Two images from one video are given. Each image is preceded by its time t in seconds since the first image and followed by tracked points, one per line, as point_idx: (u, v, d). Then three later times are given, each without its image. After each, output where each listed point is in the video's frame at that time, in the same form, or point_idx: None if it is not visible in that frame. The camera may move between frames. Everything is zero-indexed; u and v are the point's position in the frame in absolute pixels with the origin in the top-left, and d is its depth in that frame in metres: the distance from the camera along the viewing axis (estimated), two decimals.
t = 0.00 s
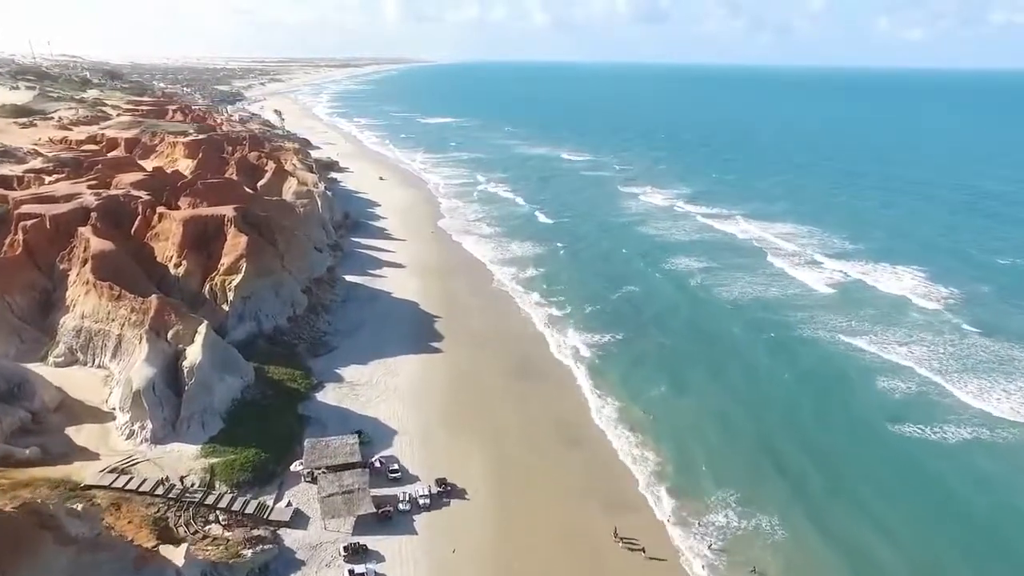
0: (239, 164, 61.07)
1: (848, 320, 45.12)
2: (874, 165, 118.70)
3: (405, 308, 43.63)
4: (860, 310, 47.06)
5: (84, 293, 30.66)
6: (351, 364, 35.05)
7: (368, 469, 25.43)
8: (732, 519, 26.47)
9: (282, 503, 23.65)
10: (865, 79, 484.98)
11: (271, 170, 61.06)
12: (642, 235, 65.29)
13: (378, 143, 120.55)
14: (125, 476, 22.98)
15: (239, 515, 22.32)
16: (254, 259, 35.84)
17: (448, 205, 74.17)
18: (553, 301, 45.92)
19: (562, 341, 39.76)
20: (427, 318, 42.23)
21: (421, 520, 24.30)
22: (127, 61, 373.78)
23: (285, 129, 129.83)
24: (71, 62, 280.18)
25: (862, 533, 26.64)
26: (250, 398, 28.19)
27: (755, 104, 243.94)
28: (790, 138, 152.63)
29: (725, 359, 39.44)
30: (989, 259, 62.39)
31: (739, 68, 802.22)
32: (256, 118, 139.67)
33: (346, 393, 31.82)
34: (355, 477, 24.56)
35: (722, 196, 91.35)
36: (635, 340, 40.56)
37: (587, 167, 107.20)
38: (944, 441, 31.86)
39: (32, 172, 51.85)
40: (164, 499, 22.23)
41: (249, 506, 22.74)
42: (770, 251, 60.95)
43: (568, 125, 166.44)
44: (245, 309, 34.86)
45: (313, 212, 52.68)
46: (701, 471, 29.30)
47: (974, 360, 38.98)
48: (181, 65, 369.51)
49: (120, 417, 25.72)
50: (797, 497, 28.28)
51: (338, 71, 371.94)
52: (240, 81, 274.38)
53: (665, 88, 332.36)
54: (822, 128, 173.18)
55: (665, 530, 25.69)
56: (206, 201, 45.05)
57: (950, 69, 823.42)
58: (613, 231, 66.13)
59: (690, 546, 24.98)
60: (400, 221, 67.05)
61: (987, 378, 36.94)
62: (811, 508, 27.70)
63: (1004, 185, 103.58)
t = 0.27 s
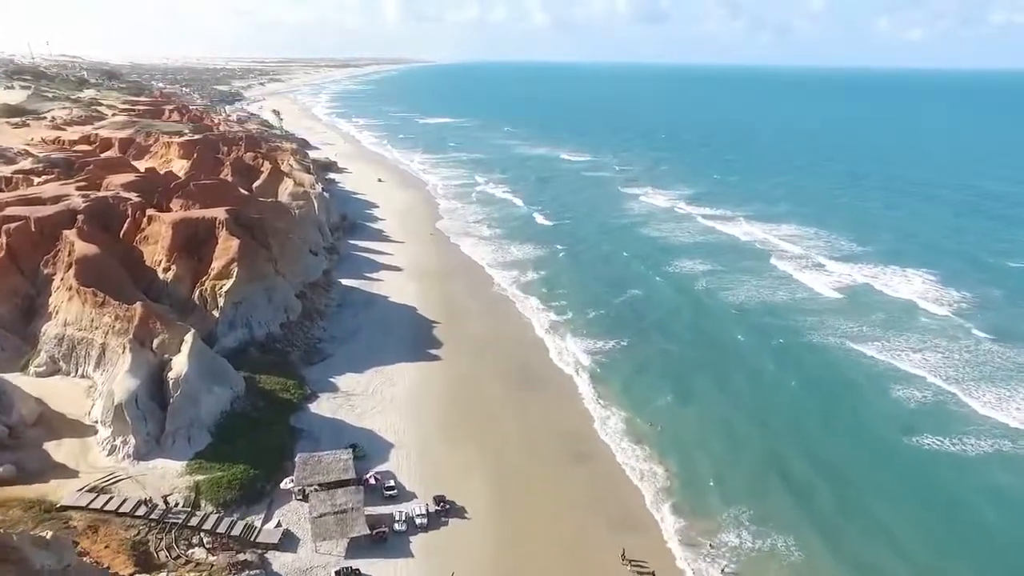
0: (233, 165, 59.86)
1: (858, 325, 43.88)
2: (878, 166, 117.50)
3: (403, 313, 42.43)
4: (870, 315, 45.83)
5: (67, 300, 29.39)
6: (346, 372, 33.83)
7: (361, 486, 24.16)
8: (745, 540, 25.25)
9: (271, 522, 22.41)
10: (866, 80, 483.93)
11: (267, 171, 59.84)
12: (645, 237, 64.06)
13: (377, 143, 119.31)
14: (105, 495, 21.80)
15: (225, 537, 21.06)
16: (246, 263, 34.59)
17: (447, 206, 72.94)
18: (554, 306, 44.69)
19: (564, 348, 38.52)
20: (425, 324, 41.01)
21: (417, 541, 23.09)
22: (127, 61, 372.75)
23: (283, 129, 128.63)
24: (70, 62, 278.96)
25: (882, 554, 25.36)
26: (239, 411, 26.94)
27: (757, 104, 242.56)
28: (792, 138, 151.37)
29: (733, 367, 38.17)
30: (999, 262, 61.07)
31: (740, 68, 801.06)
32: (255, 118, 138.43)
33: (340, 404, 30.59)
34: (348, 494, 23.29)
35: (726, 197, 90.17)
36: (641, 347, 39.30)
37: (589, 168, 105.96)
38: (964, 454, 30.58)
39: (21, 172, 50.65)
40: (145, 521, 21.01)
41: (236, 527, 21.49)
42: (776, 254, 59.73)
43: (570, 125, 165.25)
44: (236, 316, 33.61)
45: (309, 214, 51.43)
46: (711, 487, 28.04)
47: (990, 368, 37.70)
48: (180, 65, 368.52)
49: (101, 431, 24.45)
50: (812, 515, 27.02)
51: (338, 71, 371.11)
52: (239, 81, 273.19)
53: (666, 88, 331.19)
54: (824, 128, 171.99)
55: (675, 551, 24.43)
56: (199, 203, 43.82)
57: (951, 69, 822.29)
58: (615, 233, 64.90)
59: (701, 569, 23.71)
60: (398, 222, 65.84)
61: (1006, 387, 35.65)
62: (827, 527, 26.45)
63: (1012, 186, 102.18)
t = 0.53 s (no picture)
0: (229, 165, 58.71)
1: (870, 330, 42.58)
2: (882, 167, 116.29)
3: (401, 317, 41.22)
4: (882, 320, 44.52)
5: (49, 307, 28.12)
6: (341, 381, 32.62)
7: (355, 506, 22.92)
8: (761, 562, 24.00)
9: (258, 545, 21.16)
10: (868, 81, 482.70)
11: (263, 172, 58.55)
12: (649, 239, 62.77)
13: (376, 143, 118.15)
14: (82, 517, 20.56)
15: (208, 564, 19.76)
16: (238, 268, 33.30)
17: (447, 207, 71.75)
18: (557, 310, 43.41)
19: (568, 356, 37.23)
20: (424, 329, 39.81)
21: (414, 565, 21.85)
22: (127, 61, 371.56)
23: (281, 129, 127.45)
24: (68, 62, 277.86)
25: None
26: (228, 423, 25.70)
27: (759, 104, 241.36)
28: (796, 138, 150.08)
29: (742, 376, 36.85)
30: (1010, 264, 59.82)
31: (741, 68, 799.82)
32: (253, 118, 137.28)
33: (335, 416, 29.31)
34: (341, 515, 22.01)
35: (730, 199, 88.92)
36: (647, 355, 38.01)
37: (591, 168, 104.75)
38: (987, 468, 29.29)
39: (10, 174, 49.49)
40: (124, 545, 19.77)
41: (221, 552, 20.17)
42: (783, 256, 58.46)
43: (571, 125, 164.02)
44: (227, 323, 32.29)
45: (305, 216, 50.16)
46: (723, 503, 26.78)
47: (1009, 377, 36.44)
48: (180, 65, 367.66)
49: (81, 447, 23.19)
50: (831, 534, 25.73)
51: (339, 72, 371.61)
52: (239, 82, 272.27)
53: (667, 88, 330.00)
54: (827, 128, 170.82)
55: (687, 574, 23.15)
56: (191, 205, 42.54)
57: (953, 69, 820.74)
58: (619, 235, 63.66)
59: None
60: (397, 224, 64.68)
61: None
62: (847, 547, 25.15)
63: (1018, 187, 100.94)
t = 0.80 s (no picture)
0: (224, 166, 57.49)
1: (884, 337, 41.29)
2: (887, 168, 115.06)
3: (399, 323, 40.00)
4: (896, 325, 43.21)
5: (29, 315, 26.83)
6: (336, 391, 31.37)
7: (347, 524, 21.57)
8: None
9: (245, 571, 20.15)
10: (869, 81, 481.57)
11: (258, 173, 57.27)
12: (653, 241, 61.45)
13: (376, 143, 116.89)
14: (55, 542, 19.35)
15: None
16: (229, 273, 32.02)
17: (447, 209, 70.52)
18: (561, 316, 42.14)
19: (571, 364, 35.93)
20: (423, 335, 38.57)
21: None
22: (126, 62, 370.32)
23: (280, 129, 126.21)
24: (67, 62, 276.71)
25: None
26: (215, 438, 24.46)
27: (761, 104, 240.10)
28: (799, 138, 148.76)
29: (753, 385, 35.55)
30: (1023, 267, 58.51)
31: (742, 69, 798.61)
32: (252, 118, 136.05)
33: (329, 429, 28.03)
34: (332, 536, 20.73)
35: (734, 200, 87.64)
36: (655, 363, 36.70)
37: (593, 169, 103.51)
38: (1010, 483, 28.03)
39: None
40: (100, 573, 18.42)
41: None
42: (792, 258, 57.16)
43: (572, 125, 162.74)
44: (217, 330, 31.01)
45: (301, 219, 48.86)
46: (735, 522, 25.51)
47: None
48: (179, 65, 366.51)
49: (58, 465, 21.94)
50: (849, 555, 24.44)
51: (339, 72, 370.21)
52: (238, 82, 271.05)
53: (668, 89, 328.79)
54: (830, 129, 169.60)
55: None
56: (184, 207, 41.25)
57: (954, 70, 819.44)
58: (622, 237, 62.37)
59: None
60: (396, 226, 63.47)
61: None
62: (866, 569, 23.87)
63: None
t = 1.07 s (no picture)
0: (219, 166, 56.28)
1: (898, 343, 39.98)
2: (893, 168, 113.66)
3: (397, 329, 38.77)
4: (911, 330, 41.86)
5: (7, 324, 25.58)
6: (331, 401, 30.13)
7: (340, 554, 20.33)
8: None
9: None
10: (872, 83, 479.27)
11: (254, 175, 56.05)
12: (657, 244, 60.13)
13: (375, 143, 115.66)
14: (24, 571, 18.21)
15: None
16: (219, 279, 30.74)
17: (447, 210, 69.30)
18: (564, 323, 40.83)
19: (576, 373, 34.63)
20: (421, 342, 37.34)
21: None
22: (125, 62, 368.89)
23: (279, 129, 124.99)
24: (65, 62, 275.66)
25: None
26: (202, 454, 23.20)
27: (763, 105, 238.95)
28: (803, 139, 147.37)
29: (763, 396, 34.25)
30: None
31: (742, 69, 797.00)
32: (250, 118, 134.86)
33: (322, 443, 26.77)
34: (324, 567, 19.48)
35: (739, 201, 86.32)
36: (660, 374, 35.40)
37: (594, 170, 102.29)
38: None
39: None
40: None
41: None
42: (800, 261, 55.82)
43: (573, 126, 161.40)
44: (205, 339, 29.69)
45: (297, 221, 47.61)
46: (748, 544, 24.27)
47: None
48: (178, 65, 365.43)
49: (32, 485, 20.77)
50: None
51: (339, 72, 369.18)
52: (237, 82, 269.91)
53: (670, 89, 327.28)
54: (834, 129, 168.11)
55: None
56: (176, 209, 39.97)
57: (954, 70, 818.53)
58: (626, 239, 61.05)
59: None
60: (395, 228, 62.25)
61: None
62: None
63: None
